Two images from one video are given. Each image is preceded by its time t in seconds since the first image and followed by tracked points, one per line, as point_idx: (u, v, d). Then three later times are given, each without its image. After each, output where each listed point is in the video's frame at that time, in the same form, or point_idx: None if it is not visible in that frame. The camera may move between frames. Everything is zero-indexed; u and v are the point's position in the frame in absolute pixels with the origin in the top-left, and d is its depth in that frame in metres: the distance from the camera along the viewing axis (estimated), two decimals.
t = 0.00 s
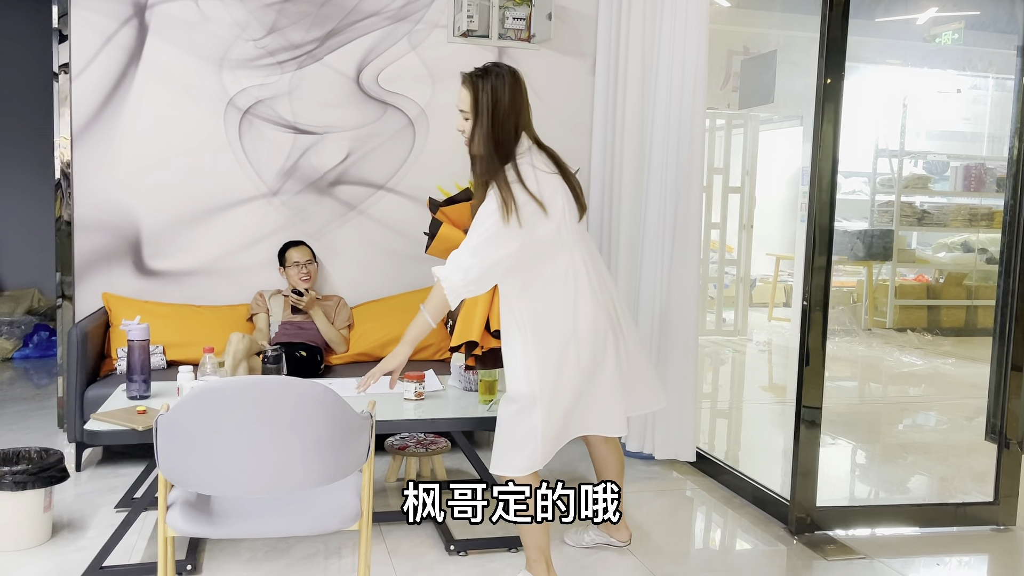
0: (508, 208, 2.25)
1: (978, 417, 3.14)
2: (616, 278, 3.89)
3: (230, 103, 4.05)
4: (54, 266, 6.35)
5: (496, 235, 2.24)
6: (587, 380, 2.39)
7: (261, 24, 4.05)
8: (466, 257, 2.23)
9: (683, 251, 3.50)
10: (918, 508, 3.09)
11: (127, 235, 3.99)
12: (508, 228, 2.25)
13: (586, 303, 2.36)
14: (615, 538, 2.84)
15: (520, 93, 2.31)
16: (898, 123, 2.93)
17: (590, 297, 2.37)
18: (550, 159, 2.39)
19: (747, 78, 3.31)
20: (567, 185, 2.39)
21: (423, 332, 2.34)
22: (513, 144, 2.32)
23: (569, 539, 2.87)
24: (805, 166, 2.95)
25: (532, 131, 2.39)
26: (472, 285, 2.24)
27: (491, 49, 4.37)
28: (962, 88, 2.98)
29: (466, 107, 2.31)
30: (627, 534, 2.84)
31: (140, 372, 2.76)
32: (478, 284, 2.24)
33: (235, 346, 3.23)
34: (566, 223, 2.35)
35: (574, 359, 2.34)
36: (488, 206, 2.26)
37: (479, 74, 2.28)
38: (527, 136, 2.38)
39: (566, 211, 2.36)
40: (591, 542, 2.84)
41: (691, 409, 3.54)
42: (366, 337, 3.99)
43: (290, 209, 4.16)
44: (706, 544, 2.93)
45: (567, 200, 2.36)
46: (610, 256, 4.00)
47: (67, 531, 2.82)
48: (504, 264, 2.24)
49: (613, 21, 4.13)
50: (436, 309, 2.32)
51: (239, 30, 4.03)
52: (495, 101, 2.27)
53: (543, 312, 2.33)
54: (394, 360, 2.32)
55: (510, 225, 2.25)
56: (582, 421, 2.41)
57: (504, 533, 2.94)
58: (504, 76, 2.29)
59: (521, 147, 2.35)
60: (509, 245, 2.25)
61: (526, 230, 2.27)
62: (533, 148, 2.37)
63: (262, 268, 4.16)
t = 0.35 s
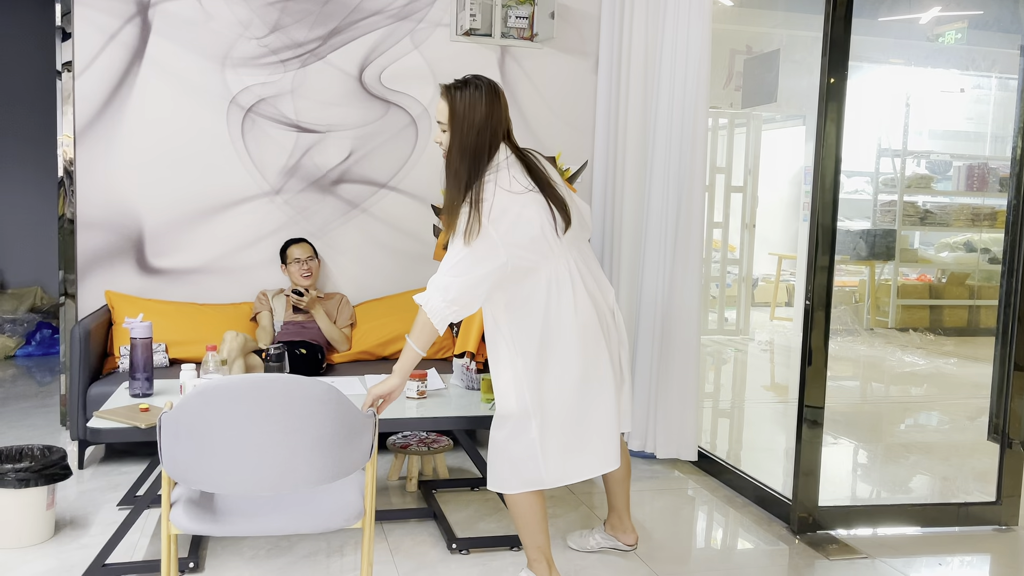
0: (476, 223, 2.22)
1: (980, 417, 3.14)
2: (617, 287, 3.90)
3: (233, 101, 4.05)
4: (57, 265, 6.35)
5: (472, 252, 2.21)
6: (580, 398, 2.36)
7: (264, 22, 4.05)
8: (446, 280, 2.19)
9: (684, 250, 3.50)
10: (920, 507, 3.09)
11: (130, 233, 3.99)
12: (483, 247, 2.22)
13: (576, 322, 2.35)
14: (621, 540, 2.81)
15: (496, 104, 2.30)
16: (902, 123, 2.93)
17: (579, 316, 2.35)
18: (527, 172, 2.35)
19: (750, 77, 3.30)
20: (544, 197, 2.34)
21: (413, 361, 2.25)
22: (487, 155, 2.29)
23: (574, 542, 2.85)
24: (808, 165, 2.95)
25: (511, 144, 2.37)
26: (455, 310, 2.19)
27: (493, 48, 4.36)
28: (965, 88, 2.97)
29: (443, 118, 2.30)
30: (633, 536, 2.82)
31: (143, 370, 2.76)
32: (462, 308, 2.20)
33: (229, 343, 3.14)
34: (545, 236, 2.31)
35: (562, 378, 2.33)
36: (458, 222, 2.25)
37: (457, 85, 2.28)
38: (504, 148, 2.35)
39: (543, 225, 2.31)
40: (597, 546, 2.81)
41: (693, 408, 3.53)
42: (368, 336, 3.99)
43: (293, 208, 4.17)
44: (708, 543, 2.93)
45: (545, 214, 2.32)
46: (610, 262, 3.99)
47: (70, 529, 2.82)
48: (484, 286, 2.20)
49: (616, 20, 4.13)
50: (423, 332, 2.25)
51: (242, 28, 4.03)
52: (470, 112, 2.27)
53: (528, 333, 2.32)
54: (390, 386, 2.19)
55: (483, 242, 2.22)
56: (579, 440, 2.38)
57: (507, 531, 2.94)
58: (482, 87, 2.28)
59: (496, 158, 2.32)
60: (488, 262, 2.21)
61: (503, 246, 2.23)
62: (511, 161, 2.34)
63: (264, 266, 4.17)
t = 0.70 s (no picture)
0: (510, 213, 2.25)
1: (981, 418, 3.13)
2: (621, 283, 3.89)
3: (235, 101, 4.05)
4: (59, 265, 6.37)
5: (506, 242, 2.23)
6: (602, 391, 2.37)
7: (265, 22, 4.06)
8: (486, 273, 2.21)
9: (685, 249, 3.50)
10: (922, 508, 3.09)
11: (132, 233, 4.00)
12: (516, 237, 2.23)
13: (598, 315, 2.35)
14: (617, 551, 2.70)
15: (524, 92, 2.29)
16: (903, 123, 2.93)
17: (600, 310, 2.35)
18: (555, 160, 2.34)
19: (752, 78, 3.30)
20: (572, 186, 2.34)
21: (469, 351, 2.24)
22: (517, 143, 2.30)
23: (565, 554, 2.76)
24: (809, 166, 2.95)
25: (539, 131, 2.37)
26: (498, 301, 2.20)
27: (495, 48, 4.36)
28: (967, 89, 2.97)
29: (473, 106, 2.30)
30: (629, 547, 2.70)
31: (144, 370, 2.76)
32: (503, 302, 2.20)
33: (239, 343, 3.37)
34: (573, 226, 2.32)
35: (588, 366, 2.34)
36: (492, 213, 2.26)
37: (485, 74, 2.28)
38: (532, 135, 2.35)
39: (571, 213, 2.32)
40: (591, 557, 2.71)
41: (694, 409, 3.53)
42: (369, 336, 3.99)
43: (294, 207, 4.17)
44: (709, 544, 2.93)
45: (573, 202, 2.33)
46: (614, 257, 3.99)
47: (71, 528, 2.83)
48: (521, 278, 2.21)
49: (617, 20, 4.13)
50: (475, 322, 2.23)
51: (244, 28, 4.03)
52: (498, 100, 2.26)
53: (554, 321, 2.31)
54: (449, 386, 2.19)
55: (517, 232, 2.24)
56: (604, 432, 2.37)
57: (507, 532, 2.94)
58: (509, 75, 2.27)
59: (525, 146, 2.32)
60: (523, 252, 2.22)
61: (536, 235, 2.24)
62: (539, 149, 2.34)
63: (266, 266, 4.17)
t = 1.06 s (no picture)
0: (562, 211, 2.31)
1: (981, 419, 3.13)
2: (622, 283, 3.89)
3: (235, 102, 4.05)
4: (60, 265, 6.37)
5: (557, 239, 2.30)
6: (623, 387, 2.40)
7: (266, 23, 4.06)
8: (542, 273, 2.27)
9: (686, 249, 3.51)
10: (922, 509, 3.09)
11: (132, 234, 4.00)
12: (569, 236, 2.29)
13: (627, 311, 2.42)
14: (611, 558, 2.66)
15: (569, 94, 2.34)
16: (903, 125, 2.93)
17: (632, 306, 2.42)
18: (596, 160, 2.41)
19: (751, 79, 3.31)
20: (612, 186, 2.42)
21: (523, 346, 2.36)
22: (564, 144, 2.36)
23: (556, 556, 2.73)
24: (809, 167, 2.95)
25: (580, 132, 2.44)
26: (552, 296, 2.28)
27: (495, 49, 4.37)
28: (967, 90, 2.97)
29: (521, 108, 2.34)
30: (624, 556, 2.66)
31: (144, 371, 2.76)
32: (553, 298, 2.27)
33: (243, 343, 3.36)
34: (613, 224, 2.40)
35: (617, 357, 2.39)
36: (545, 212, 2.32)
37: (531, 77, 2.33)
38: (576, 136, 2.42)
39: (612, 211, 2.40)
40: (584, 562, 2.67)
41: (694, 409, 3.54)
42: (369, 337, 3.99)
43: (294, 208, 4.17)
44: (709, 545, 2.93)
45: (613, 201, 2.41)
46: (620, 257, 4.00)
47: (70, 528, 2.83)
48: (573, 275, 2.28)
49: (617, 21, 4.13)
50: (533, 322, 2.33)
51: (244, 29, 4.04)
52: (546, 102, 2.31)
53: (590, 313, 2.37)
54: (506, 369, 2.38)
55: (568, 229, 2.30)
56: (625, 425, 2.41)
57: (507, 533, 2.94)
58: (555, 78, 2.33)
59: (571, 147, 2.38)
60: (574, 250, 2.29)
61: (585, 233, 2.31)
62: (582, 150, 2.40)
63: (266, 267, 4.17)
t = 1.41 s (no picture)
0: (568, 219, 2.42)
1: (980, 420, 3.13)
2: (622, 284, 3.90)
3: (234, 103, 4.06)
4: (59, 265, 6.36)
5: (560, 244, 2.42)
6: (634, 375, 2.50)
7: (266, 25, 4.06)
8: (542, 276, 2.41)
9: (685, 250, 3.52)
10: (922, 510, 3.09)
11: (131, 235, 4.00)
12: (572, 242, 2.41)
13: (639, 310, 2.52)
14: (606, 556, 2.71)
15: (576, 104, 2.43)
16: (903, 126, 2.93)
17: (644, 304, 2.52)
18: (606, 167, 2.49)
19: (751, 80, 3.31)
20: (623, 193, 2.50)
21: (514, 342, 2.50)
22: (575, 152, 2.44)
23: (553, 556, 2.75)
24: (809, 168, 2.94)
25: (592, 139, 2.51)
26: (549, 299, 2.41)
27: (495, 50, 4.37)
28: (966, 92, 2.97)
29: (530, 118, 2.44)
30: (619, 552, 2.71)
31: (143, 372, 2.75)
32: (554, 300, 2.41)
33: (243, 345, 3.37)
34: (622, 228, 2.48)
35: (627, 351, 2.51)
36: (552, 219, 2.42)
37: (540, 88, 2.41)
38: (586, 144, 2.50)
39: (622, 217, 2.48)
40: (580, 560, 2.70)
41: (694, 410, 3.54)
42: (369, 338, 3.99)
43: (294, 209, 4.17)
44: (708, 546, 2.93)
45: (623, 206, 2.48)
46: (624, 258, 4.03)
47: (70, 530, 2.83)
48: (573, 279, 2.40)
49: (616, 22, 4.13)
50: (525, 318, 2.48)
51: (244, 30, 4.04)
52: (555, 112, 2.40)
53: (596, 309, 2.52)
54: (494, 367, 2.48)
55: (571, 236, 2.42)
56: (638, 412, 2.52)
57: (507, 534, 2.95)
58: (563, 89, 2.41)
59: (580, 155, 2.47)
60: (575, 255, 2.41)
61: (589, 239, 2.42)
62: (592, 157, 2.49)
63: (265, 268, 4.17)
